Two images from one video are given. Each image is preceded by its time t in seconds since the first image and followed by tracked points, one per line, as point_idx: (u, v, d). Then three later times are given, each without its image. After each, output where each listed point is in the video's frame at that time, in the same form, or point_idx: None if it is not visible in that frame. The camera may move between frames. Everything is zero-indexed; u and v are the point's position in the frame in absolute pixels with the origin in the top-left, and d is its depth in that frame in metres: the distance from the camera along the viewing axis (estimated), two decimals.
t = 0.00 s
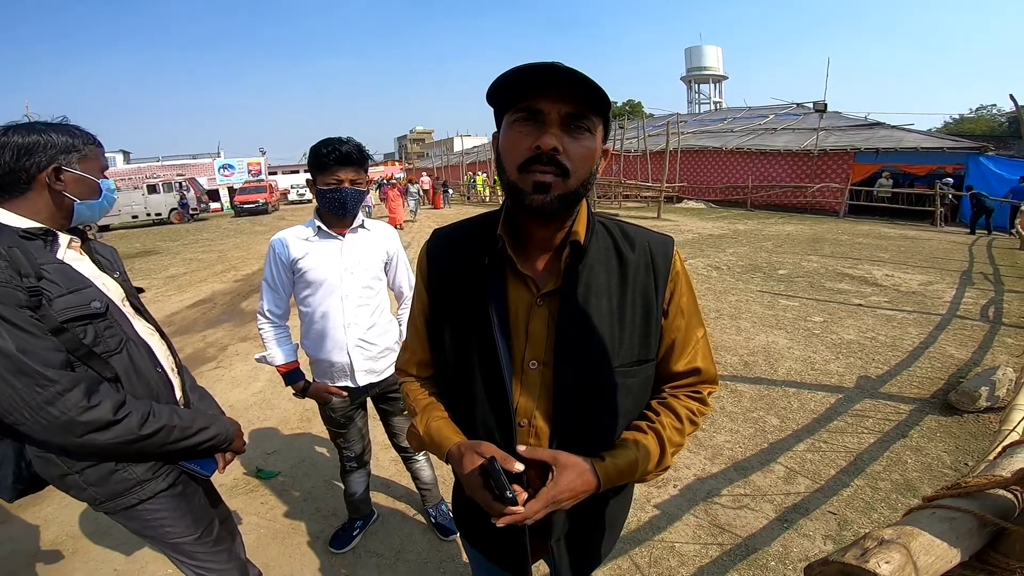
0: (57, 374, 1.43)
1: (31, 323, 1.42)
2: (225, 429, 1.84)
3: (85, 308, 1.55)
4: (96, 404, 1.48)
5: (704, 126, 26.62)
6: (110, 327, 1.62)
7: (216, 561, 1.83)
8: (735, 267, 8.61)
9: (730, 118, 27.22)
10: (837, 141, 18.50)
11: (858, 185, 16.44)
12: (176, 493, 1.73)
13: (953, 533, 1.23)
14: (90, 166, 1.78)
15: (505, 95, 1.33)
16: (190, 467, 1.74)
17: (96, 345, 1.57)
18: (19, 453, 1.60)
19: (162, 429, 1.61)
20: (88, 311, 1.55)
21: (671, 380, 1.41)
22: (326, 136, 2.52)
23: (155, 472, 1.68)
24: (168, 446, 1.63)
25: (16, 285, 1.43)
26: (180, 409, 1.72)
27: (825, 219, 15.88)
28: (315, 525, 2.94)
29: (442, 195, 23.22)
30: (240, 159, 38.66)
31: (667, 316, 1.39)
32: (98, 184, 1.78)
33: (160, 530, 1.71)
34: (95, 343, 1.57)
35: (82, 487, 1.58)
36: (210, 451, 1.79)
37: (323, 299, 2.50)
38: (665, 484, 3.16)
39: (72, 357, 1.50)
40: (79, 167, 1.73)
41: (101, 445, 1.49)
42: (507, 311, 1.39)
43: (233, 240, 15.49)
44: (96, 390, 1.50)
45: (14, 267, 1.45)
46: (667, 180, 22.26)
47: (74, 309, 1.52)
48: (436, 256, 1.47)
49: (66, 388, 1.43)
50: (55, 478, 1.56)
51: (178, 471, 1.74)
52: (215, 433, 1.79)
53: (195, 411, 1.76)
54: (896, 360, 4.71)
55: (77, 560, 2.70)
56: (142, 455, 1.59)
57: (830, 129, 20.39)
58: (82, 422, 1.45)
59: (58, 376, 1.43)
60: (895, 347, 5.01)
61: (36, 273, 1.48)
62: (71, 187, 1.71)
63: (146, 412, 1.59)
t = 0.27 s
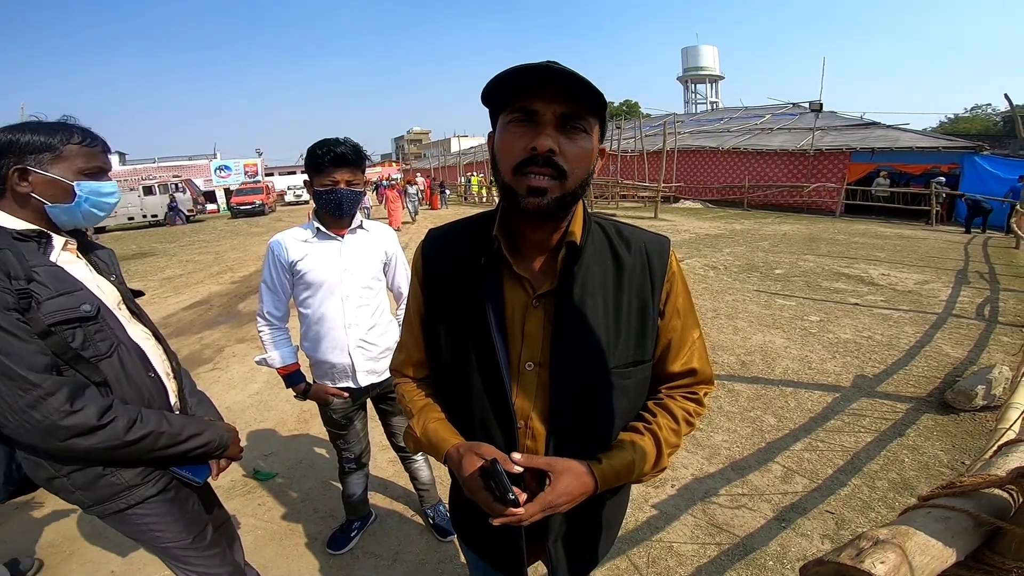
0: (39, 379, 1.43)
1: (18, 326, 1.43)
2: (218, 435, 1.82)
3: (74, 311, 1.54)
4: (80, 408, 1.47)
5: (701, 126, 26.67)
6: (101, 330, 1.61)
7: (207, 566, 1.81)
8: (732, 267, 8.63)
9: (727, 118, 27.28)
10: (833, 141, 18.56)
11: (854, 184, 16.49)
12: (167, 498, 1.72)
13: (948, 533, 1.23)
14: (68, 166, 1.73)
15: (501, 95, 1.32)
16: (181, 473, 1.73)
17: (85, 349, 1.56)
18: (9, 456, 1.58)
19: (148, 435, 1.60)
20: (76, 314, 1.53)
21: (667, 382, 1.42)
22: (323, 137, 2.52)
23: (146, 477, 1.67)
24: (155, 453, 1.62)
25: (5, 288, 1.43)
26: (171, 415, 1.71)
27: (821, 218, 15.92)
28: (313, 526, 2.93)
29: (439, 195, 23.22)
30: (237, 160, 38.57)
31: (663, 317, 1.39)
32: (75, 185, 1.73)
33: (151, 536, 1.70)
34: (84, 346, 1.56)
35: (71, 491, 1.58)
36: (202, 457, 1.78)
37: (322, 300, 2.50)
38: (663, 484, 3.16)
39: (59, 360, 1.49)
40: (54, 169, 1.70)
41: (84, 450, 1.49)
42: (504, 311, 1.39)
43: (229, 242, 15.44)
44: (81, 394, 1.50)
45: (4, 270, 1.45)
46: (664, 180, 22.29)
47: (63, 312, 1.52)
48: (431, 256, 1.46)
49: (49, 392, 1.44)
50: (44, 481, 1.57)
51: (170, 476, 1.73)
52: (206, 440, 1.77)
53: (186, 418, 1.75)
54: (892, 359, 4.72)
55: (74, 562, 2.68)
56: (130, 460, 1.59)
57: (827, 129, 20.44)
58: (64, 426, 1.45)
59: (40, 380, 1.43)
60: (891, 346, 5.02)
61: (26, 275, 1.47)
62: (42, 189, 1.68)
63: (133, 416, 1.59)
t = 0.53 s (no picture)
0: (18, 385, 1.42)
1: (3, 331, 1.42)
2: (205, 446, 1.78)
3: (63, 319, 1.55)
4: (56, 416, 1.45)
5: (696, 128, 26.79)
6: (90, 338, 1.61)
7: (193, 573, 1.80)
8: (727, 270, 8.67)
9: (722, 121, 27.42)
10: (826, 144, 18.68)
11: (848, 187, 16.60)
12: (155, 504, 1.71)
13: (942, 535, 1.25)
14: (27, 165, 1.69)
15: (508, 102, 1.33)
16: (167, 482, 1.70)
17: (72, 356, 1.57)
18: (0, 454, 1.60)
19: (127, 446, 1.57)
20: (65, 322, 1.55)
21: (666, 387, 1.43)
22: (323, 140, 2.51)
23: (129, 484, 1.65)
24: (136, 463, 1.59)
25: None
26: (156, 425, 1.68)
27: (815, 221, 16.01)
28: (310, 529, 2.92)
29: (435, 197, 23.21)
30: (232, 160, 38.42)
31: (663, 323, 1.40)
32: (21, 188, 1.67)
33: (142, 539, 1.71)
34: (70, 354, 1.56)
35: (56, 496, 1.58)
36: (189, 466, 1.75)
37: (322, 304, 2.50)
38: (659, 486, 3.17)
39: (43, 367, 1.50)
40: (10, 168, 1.68)
41: (61, 457, 1.47)
42: (505, 316, 1.39)
43: (223, 242, 15.37)
44: (60, 402, 1.48)
45: None
46: (659, 182, 22.37)
47: (51, 318, 1.52)
48: (434, 261, 1.47)
49: (26, 399, 1.42)
50: (29, 482, 1.58)
51: (155, 484, 1.71)
52: (191, 451, 1.73)
53: (172, 428, 1.71)
54: (886, 361, 4.76)
55: (69, 564, 2.67)
56: (109, 469, 1.57)
57: (821, 132, 20.57)
58: (39, 433, 1.43)
59: (19, 386, 1.42)
60: (885, 349, 5.06)
61: (19, 281, 1.48)
62: (9, 190, 1.69)
63: (114, 426, 1.57)
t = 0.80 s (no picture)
0: None
1: None
2: (183, 460, 1.74)
3: (46, 330, 1.56)
4: (23, 425, 1.44)
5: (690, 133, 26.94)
6: (73, 351, 1.61)
7: None
8: (722, 274, 8.71)
9: (716, 125, 27.59)
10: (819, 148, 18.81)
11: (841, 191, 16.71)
12: (137, 510, 1.69)
13: (920, 536, 1.26)
14: (24, 177, 1.72)
15: (499, 112, 1.35)
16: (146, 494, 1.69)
17: (53, 367, 1.57)
18: None
19: (94, 458, 1.55)
20: (49, 334, 1.56)
21: (654, 390, 1.44)
22: (319, 150, 2.54)
23: (105, 492, 1.64)
24: (104, 474, 1.58)
25: None
26: (131, 439, 1.66)
27: (810, 224, 16.10)
28: (306, 534, 2.91)
29: (431, 203, 23.25)
30: (227, 167, 38.40)
31: (650, 326, 1.41)
32: (16, 200, 1.69)
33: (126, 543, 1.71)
34: (50, 366, 1.56)
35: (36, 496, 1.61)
36: (166, 478, 1.71)
37: (318, 311, 2.50)
38: (654, 490, 3.17)
39: (22, 376, 1.51)
40: (12, 180, 1.73)
41: (27, 463, 1.47)
42: (495, 322, 1.40)
43: (218, 249, 15.35)
44: (31, 411, 1.47)
45: None
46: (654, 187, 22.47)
47: (34, 329, 1.54)
48: (425, 268, 1.48)
49: None
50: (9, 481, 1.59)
51: (134, 492, 1.69)
52: (166, 465, 1.70)
53: (148, 442, 1.69)
54: (879, 364, 4.78)
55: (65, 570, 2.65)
56: (78, 478, 1.56)
57: (814, 136, 20.72)
58: (5, 440, 1.42)
59: None
60: (878, 351, 5.09)
61: (9, 292, 1.51)
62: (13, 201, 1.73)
63: (84, 438, 1.55)
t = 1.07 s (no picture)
0: None
1: None
2: (184, 466, 1.73)
3: (49, 336, 1.56)
4: (24, 428, 1.44)
5: (687, 137, 27.04)
6: (75, 357, 1.61)
7: None
8: (721, 277, 8.72)
9: (713, 129, 27.68)
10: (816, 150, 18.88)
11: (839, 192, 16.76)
12: (137, 515, 1.68)
13: (916, 537, 1.26)
14: (24, 187, 1.72)
15: (489, 120, 1.36)
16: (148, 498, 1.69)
17: (56, 372, 1.58)
18: None
19: (94, 463, 1.54)
20: (52, 339, 1.56)
21: (650, 391, 1.43)
22: (319, 158, 2.52)
23: (105, 496, 1.63)
24: (104, 479, 1.57)
25: None
26: (134, 445, 1.66)
27: (808, 227, 16.13)
28: (307, 541, 2.90)
29: (429, 209, 23.29)
30: (225, 175, 38.48)
31: (645, 328, 1.41)
32: (15, 210, 1.68)
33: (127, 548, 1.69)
34: (53, 371, 1.57)
35: (37, 501, 1.61)
36: (167, 484, 1.70)
37: (318, 318, 2.50)
38: (655, 494, 3.16)
39: (25, 381, 1.51)
40: (14, 189, 1.73)
41: (27, 467, 1.47)
42: (489, 326, 1.41)
43: (217, 258, 15.34)
44: (32, 416, 1.47)
45: None
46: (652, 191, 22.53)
47: (37, 335, 1.54)
48: (419, 274, 1.48)
49: None
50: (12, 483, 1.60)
51: (134, 497, 1.69)
52: (167, 471, 1.69)
53: (150, 448, 1.68)
54: (879, 365, 4.78)
55: None
56: (77, 483, 1.55)
57: (810, 138, 20.79)
58: (6, 444, 1.42)
59: None
60: (878, 352, 5.09)
61: (13, 297, 1.53)
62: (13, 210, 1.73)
63: (85, 443, 1.55)
